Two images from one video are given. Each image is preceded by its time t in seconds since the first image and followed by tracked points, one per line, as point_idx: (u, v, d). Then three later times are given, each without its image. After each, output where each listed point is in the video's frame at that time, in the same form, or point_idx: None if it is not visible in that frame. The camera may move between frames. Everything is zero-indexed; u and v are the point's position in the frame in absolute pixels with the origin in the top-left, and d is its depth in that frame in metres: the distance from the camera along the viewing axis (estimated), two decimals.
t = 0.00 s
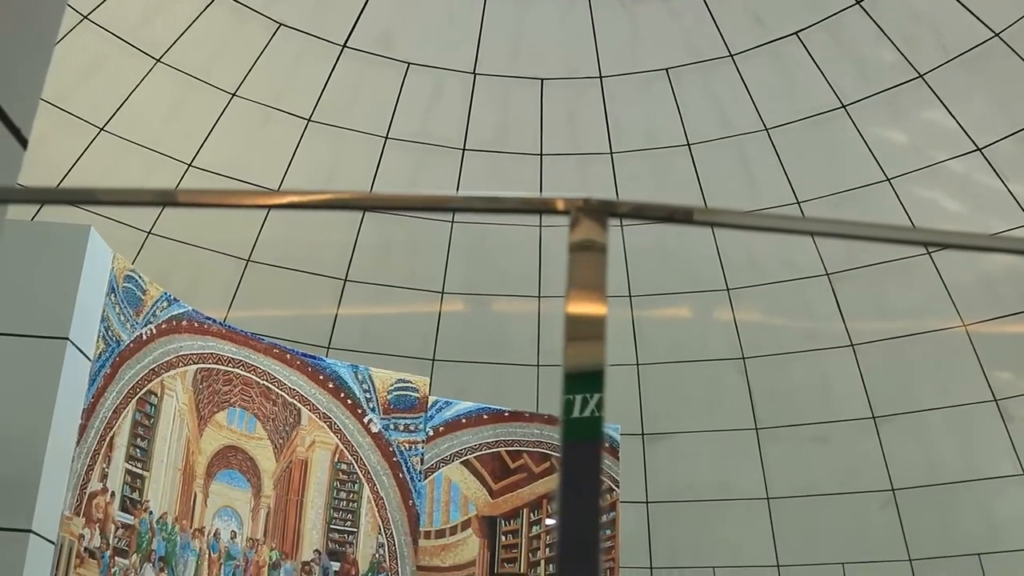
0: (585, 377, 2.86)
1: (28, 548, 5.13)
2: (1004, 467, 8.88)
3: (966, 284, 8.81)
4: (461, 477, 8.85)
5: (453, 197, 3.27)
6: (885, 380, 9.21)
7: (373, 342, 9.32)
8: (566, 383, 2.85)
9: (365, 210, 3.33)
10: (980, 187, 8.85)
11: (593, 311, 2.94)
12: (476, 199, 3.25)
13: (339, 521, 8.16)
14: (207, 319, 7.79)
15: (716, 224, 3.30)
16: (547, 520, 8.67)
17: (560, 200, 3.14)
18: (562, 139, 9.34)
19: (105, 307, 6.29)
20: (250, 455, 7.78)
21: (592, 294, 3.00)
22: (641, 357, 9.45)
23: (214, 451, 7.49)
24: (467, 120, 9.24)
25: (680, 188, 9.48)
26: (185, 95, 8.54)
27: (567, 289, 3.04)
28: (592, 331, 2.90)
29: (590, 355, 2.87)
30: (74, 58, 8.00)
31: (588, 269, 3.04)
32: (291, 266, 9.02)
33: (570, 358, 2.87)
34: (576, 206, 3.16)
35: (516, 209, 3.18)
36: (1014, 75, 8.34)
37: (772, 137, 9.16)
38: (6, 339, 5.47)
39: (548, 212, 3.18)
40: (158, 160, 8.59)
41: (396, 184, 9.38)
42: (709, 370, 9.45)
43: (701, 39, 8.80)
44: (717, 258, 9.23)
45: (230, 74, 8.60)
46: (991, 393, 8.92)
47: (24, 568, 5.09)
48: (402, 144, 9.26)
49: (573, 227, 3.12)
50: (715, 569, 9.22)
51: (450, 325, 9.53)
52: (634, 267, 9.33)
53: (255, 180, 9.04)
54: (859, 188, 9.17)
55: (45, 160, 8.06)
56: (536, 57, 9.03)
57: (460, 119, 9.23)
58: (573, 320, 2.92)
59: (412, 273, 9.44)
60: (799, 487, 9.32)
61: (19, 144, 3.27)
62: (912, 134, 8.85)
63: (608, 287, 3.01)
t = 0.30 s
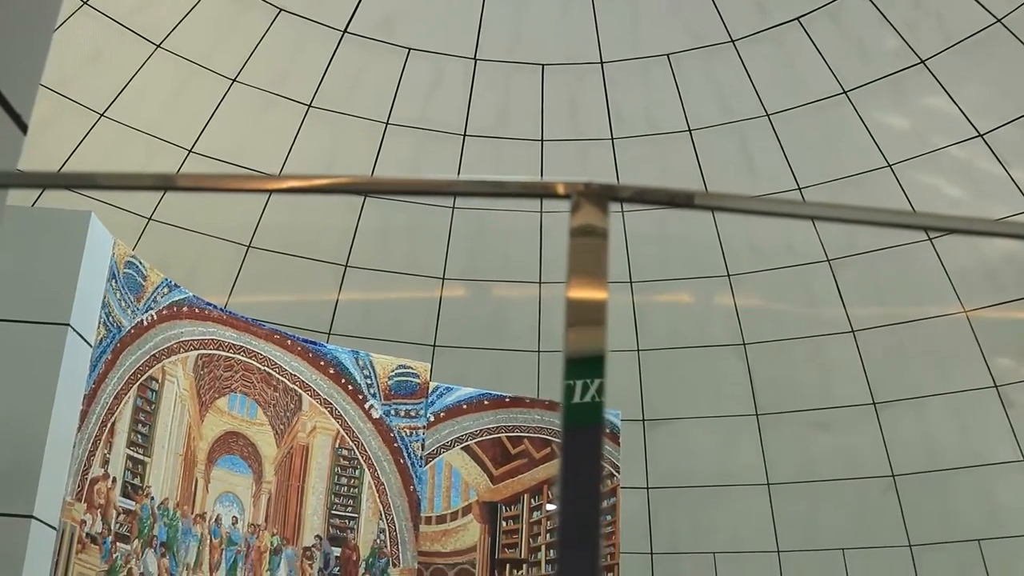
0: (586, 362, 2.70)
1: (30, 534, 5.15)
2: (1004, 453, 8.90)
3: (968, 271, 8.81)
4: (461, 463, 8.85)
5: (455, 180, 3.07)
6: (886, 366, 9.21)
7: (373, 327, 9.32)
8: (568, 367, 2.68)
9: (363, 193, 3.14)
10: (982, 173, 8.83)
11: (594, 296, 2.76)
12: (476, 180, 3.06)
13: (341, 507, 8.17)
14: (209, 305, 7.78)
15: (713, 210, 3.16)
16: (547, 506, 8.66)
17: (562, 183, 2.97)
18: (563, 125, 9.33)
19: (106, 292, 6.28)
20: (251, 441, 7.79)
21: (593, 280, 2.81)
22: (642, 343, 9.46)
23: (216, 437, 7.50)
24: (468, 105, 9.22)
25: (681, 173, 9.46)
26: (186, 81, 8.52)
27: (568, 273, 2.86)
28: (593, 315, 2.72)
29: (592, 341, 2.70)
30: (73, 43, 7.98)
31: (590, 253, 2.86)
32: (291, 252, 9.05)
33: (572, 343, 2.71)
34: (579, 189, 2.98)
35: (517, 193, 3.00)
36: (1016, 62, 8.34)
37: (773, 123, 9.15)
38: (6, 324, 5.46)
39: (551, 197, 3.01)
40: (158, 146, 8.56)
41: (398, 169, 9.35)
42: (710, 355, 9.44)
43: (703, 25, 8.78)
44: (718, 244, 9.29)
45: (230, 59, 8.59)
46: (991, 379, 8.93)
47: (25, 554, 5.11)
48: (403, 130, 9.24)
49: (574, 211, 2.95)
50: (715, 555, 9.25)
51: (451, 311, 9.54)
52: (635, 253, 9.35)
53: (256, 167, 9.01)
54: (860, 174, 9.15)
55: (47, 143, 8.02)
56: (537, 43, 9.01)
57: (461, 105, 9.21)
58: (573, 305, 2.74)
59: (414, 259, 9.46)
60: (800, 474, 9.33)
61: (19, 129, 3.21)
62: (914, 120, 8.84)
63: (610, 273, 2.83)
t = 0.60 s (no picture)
0: (587, 347, 2.63)
1: (31, 521, 5.15)
2: (1004, 439, 8.91)
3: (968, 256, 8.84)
4: (461, 449, 8.86)
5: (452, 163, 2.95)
6: (886, 352, 9.23)
7: (373, 313, 9.32)
8: (568, 353, 2.61)
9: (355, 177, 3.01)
10: (982, 159, 8.84)
11: (594, 283, 2.68)
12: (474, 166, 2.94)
13: (341, 493, 8.19)
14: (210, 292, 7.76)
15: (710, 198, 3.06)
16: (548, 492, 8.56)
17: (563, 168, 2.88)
18: (563, 111, 9.31)
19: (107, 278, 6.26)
20: (251, 427, 7.79)
21: (594, 265, 2.74)
22: (642, 329, 9.46)
23: (216, 423, 7.50)
24: (468, 91, 9.21)
25: (680, 157, 9.44)
26: (186, 67, 8.51)
27: (568, 260, 2.78)
28: (595, 303, 2.64)
29: (592, 328, 2.64)
30: (72, 30, 7.95)
31: (589, 239, 2.78)
32: (290, 238, 9.00)
33: (571, 330, 2.64)
34: (579, 174, 2.90)
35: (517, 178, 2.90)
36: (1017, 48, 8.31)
37: (773, 109, 9.13)
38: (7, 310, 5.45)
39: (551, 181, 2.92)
40: (158, 133, 8.56)
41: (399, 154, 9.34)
42: (710, 342, 9.47)
43: (703, 10, 8.75)
44: (719, 229, 9.29)
45: (230, 45, 8.57)
46: (991, 365, 8.96)
47: (25, 543, 5.10)
48: (404, 116, 9.24)
49: (575, 197, 2.86)
50: (715, 541, 9.27)
51: (451, 296, 9.54)
52: (636, 239, 9.36)
53: (257, 152, 9.01)
54: (861, 160, 9.14)
55: (47, 130, 8.03)
56: (537, 28, 8.98)
57: (461, 91, 9.20)
58: (575, 292, 2.66)
59: (414, 243, 9.47)
60: (800, 459, 9.36)
61: (19, 116, 3.17)
62: (915, 106, 8.82)
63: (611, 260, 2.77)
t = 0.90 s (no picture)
0: (587, 333, 2.67)
1: (32, 505, 5.12)
2: (1004, 425, 8.98)
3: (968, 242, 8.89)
4: (462, 434, 8.85)
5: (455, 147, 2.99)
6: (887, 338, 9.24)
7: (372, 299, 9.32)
8: (567, 339, 2.66)
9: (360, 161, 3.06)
10: (983, 145, 8.83)
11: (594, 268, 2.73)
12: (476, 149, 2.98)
13: (342, 478, 8.20)
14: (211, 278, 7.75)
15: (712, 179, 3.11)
16: (549, 477, 8.70)
17: (563, 152, 2.90)
18: (563, 96, 9.29)
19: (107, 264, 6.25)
20: (252, 413, 7.80)
21: (594, 249, 2.78)
22: (642, 315, 9.46)
23: (216, 409, 7.51)
24: (469, 76, 9.19)
25: (680, 142, 9.40)
26: (185, 52, 8.49)
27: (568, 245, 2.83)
28: (593, 287, 2.69)
29: (591, 313, 2.67)
30: (72, 15, 7.94)
31: (589, 224, 2.82)
32: (289, 224, 9.00)
33: (572, 315, 2.68)
34: (579, 157, 2.93)
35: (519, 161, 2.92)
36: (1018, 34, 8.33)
37: (774, 95, 9.12)
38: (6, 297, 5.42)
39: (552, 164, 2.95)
40: (158, 118, 8.54)
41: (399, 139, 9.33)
42: (710, 327, 9.47)
43: None
44: (718, 214, 9.31)
45: (230, 31, 8.55)
46: (992, 350, 8.98)
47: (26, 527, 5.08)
48: (404, 101, 9.22)
49: (575, 181, 2.90)
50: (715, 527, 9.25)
51: (452, 281, 9.54)
52: (636, 224, 9.36)
53: (257, 137, 8.99)
54: (862, 146, 9.14)
55: (48, 115, 8.00)
56: (538, 14, 8.97)
57: (461, 76, 9.18)
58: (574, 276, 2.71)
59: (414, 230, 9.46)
60: (800, 445, 9.38)
61: (19, 101, 3.21)
62: (917, 92, 8.81)
63: (610, 243, 2.80)
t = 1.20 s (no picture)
0: (586, 318, 2.59)
1: (33, 490, 5.15)
2: (1003, 410, 8.97)
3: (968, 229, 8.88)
4: (462, 420, 8.87)
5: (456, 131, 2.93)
6: (887, 324, 9.24)
7: (373, 285, 9.32)
8: (567, 323, 2.58)
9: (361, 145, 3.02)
10: (984, 131, 8.82)
11: (593, 252, 2.65)
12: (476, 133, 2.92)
13: (342, 463, 8.22)
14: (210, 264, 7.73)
15: (713, 160, 3.01)
16: (549, 463, 8.77)
17: (562, 135, 2.84)
18: (563, 82, 9.28)
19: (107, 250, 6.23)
20: (252, 398, 7.81)
21: (593, 234, 2.71)
22: (642, 301, 9.45)
23: (216, 394, 7.51)
24: (468, 62, 9.17)
25: (680, 126, 9.43)
26: (185, 38, 8.45)
27: (568, 231, 2.76)
28: (591, 272, 2.61)
29: (589, 296, 2.61)
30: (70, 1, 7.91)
31: (589, 209, 2.75)
32: (288, 209, 8.98)
33: (571, 300, 2.60)
34: (580, 142, 2.86)
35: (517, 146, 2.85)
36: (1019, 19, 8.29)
37: (774, 80, 9.10)
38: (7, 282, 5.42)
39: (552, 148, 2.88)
40: (157, 104, 8.52)
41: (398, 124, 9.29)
42: (710, 313, 9.50)
43: None
44: (717, 198, 9.25)
45: (229, 16, 8.50)
46: (991, 336, 8.99)
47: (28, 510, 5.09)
48: (404, 87, 9.20)
49: (576, 165, 2.83)
50: (714, 511, 9.35)
51: (452, 265, 9.56)
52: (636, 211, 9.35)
53: (257, 124, 8.97)
54: (864, 131, 9.12)
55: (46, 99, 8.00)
56: None
57: (461, 61, 9.16)
58: (573, 260, 2.63)
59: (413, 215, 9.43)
60: (799, 430, 9.42)
61: (19, 86, 3.15)
62: (917, 77, 8.81)
63: (610, 230, 2.72)
